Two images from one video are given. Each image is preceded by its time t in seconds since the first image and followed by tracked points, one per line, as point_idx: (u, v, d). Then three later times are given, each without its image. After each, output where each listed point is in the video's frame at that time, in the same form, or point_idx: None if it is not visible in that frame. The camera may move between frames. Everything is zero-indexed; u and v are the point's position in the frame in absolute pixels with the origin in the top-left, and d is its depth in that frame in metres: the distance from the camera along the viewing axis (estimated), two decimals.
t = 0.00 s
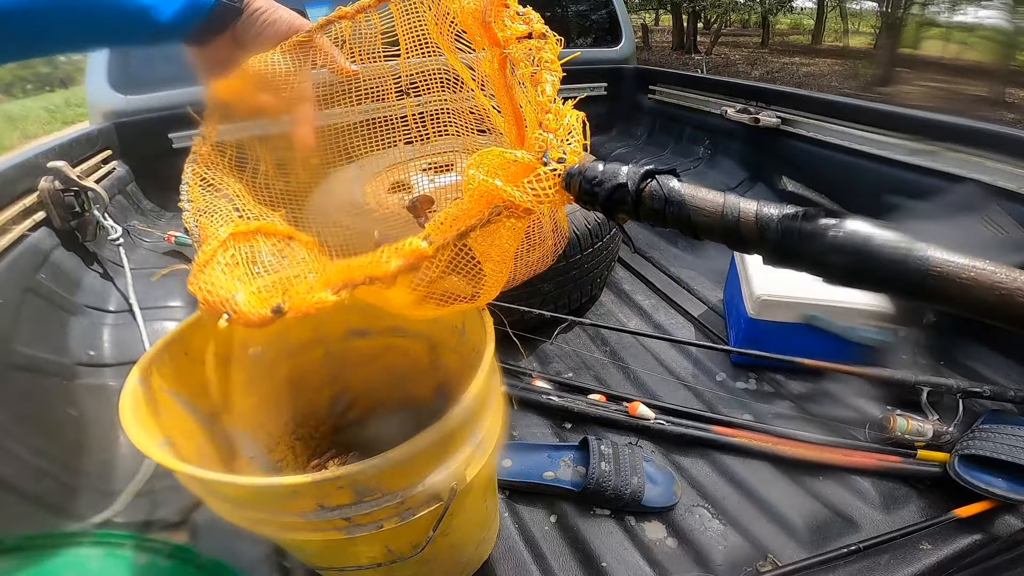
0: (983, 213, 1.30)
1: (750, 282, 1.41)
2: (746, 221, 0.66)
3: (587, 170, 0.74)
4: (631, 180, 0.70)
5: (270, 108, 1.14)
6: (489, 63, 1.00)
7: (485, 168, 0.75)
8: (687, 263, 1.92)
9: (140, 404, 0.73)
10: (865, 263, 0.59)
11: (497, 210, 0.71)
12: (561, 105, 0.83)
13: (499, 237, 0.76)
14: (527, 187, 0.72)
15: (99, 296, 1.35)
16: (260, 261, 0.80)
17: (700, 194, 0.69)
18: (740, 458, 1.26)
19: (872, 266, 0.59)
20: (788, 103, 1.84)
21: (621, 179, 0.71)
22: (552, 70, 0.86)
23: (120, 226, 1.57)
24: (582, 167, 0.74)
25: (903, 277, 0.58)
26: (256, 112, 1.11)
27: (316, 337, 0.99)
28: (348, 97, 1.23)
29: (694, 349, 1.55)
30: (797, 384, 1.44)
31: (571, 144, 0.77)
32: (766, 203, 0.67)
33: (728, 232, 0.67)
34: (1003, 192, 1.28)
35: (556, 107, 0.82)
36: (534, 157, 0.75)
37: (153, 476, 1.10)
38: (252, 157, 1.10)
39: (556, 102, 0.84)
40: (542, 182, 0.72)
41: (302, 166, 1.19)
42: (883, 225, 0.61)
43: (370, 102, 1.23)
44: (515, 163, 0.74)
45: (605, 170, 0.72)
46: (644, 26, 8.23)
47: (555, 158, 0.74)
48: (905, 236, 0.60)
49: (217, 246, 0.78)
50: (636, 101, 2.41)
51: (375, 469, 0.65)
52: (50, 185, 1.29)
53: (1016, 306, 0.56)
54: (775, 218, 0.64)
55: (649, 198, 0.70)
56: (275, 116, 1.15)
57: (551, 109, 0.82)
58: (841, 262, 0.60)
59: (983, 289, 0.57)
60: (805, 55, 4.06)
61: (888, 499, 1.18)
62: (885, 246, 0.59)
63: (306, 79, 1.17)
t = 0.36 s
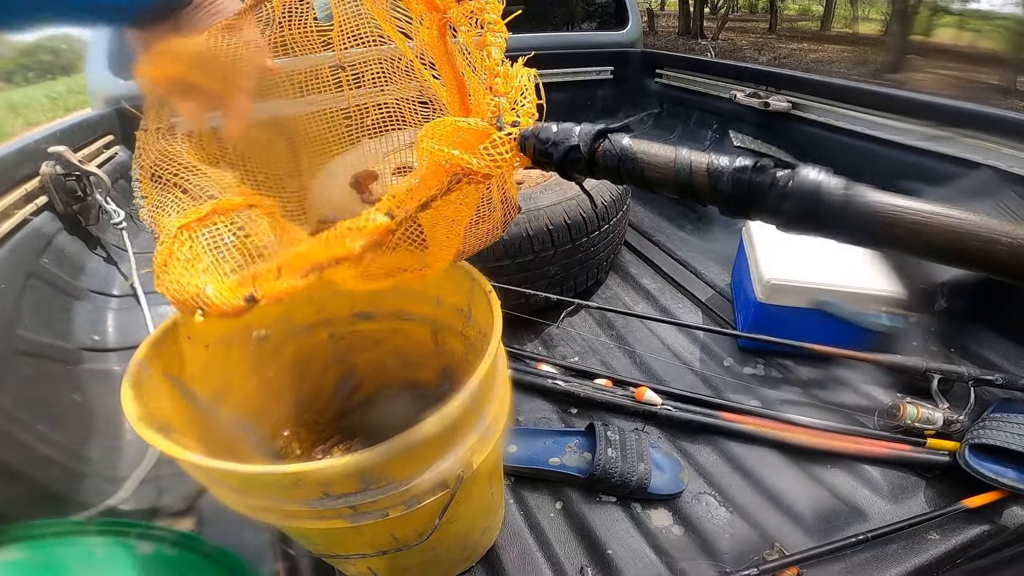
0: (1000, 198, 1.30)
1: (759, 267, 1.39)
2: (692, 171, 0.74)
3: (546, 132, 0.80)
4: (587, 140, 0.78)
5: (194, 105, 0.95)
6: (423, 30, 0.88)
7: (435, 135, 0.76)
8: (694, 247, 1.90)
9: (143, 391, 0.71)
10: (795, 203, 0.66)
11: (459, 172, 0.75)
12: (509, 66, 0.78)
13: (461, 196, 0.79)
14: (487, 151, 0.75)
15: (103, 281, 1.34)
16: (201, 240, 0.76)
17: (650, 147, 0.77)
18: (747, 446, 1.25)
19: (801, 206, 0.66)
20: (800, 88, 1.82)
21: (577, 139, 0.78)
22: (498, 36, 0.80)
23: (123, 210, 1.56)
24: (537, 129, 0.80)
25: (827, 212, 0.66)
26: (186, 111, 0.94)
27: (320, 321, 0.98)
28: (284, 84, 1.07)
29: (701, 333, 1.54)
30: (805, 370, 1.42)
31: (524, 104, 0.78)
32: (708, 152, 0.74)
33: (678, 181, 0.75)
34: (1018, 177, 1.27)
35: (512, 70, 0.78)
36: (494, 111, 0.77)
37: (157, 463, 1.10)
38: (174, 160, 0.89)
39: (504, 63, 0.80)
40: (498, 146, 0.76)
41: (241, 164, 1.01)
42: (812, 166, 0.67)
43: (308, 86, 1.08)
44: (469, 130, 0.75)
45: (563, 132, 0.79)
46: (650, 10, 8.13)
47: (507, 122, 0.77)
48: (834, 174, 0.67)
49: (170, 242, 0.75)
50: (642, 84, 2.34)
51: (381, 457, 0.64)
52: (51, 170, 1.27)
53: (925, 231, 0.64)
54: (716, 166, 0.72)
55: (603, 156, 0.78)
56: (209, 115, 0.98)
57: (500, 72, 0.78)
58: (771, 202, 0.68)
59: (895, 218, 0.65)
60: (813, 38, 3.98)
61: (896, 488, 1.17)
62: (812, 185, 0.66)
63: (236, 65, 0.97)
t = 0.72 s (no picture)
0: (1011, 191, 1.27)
1: (766, 262, 1.39)
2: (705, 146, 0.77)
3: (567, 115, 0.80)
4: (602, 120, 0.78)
5: (165, 88, 0.77)
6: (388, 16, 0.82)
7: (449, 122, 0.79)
8: (701, 242, 1.90)
9: (152, 382, 0.72)
10: (801, 172, 0.75)
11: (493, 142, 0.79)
12: (526, 50, 0.76)
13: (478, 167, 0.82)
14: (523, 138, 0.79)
15: (115, 274, 1.36)
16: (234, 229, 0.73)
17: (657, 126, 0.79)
18: (752, 442, 1.25)
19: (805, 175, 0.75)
20: (811, 83, 1.79)
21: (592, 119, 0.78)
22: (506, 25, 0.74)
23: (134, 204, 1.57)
24: (561, 111, 0.79)
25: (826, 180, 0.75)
26: (155, 93, 0.76)
27: (327, 312, 1.00)
28: (278, 83, 0.93)
29: (707, 328, 1.54)
30: (812, 366, 1.42)
31: (545, 86, 0.77)
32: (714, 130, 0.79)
33: (692, 158, 0.79)
34: None
35: (529, 48, 0.76)
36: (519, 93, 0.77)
37: (168, 454, 1.11)
38: (178, 148, 0.78)
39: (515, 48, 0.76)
40: (529, 131, 0.79)
41: (257, 159, 0.86)
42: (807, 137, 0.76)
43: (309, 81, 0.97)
44: (495, 118, 0.77)
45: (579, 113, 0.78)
46: (659, 4, 8.07)
47: (533, 105, 0.78)
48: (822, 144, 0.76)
49: (211, 242, 0.72)
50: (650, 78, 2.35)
51: (386, 447, 0.65)
52: (63, 163, 1.29)
53: (918, 198, 0.74)
54: (730, 143, 0.76)
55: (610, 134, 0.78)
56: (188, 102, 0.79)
57: (517, 58, 0.76)
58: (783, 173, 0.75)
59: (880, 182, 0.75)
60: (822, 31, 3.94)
61: (901, 483, 1.17)
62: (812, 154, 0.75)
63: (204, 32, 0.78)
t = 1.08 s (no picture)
0: None
1: (779, 276, 1.38)
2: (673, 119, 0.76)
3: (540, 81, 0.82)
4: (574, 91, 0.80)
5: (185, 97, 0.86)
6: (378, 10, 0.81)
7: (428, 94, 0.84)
8: (715, 255, 1.89)
9: (175, 392, 0.73)
10: (758, 138, 0.70)
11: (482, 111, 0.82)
12: (509, 29, 0.77)
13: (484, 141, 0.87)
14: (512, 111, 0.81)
15: (136, 279, 1.38)
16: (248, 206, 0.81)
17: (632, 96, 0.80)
18: (765, 456, 1.24)
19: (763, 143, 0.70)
20: (827, 95, 1.79)
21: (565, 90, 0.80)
22: (486, 6, 0.76)
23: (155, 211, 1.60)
24: (543, 85, 0.80)
25: (785, 148, 0.69)
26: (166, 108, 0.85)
27: (345, 323, 1.01)
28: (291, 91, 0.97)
29: (720, 342, 1.54)
30: (828, 382, 1.41)
31: (530, 61, 0.79)
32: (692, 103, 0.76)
33: (660, 128, 0.77)
34: None
35: (511, 26, 0.77)
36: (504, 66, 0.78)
37: (184, 459, 1.13)
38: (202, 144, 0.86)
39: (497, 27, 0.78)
40: (513, 105, 0.80)
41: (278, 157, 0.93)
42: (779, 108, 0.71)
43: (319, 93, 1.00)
44: (482, 94, 0.80)
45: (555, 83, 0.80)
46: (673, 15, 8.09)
47: (518, 80, 0.79)
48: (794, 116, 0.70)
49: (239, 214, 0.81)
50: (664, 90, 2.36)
51: (403, 458, 0.66)
52: (89, 170, 1.33)
53: (880, 165, 0.65)
54: (696, 113, 0.73)
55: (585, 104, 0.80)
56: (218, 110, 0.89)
57: (501, 37, 0.77)
58: (741, 140, 0.71)
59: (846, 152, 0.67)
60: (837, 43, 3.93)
61: (916, 498, 1.15)
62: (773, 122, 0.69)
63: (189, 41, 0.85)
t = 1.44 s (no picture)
0: None
1: (791, 287, 1.37)
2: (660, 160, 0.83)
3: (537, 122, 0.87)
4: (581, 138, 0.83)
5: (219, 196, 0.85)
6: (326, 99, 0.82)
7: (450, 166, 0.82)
8: (727, 265, 1.89)
9: (191, 396, 0.74)
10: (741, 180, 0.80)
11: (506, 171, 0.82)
12: (493, 100, 0.76)
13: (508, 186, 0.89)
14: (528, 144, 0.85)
15: (153, 283, 1.41)
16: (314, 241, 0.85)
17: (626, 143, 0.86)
18: (774, 466, 1.23)
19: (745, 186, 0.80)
20: (842, 105, 1.76)
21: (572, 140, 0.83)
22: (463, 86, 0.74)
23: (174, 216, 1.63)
24: (546, 138, 0.82)
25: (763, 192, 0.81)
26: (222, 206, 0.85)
27: (358, 329, 1.02)
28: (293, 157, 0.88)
29: (731, 352, 1.53)
30: (841, 394, 1.39)
31: (524, 115, 0.79)
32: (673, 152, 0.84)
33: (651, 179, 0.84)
34: None
35: (499, 96, 0.76)
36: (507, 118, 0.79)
37: (196, 462, 1.15)
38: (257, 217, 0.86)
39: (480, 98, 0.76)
40: (521, 164, 0.81)
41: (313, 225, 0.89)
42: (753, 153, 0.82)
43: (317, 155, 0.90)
44: (492, 160, 0.81)
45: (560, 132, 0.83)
46: (687, 23, 8.09)
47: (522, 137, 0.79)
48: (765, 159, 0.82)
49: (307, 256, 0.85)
50: (677, 101, 2.37)
51: (412, 463, 0.67)
52: (110, 175, 1.35)
53: (840, 208, 0.79)
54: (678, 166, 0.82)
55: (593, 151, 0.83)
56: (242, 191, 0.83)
57: (488, 109, 0.76)
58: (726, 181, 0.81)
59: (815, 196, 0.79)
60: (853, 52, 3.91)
61: (927, 510, 1.14)
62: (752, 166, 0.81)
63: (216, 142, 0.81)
